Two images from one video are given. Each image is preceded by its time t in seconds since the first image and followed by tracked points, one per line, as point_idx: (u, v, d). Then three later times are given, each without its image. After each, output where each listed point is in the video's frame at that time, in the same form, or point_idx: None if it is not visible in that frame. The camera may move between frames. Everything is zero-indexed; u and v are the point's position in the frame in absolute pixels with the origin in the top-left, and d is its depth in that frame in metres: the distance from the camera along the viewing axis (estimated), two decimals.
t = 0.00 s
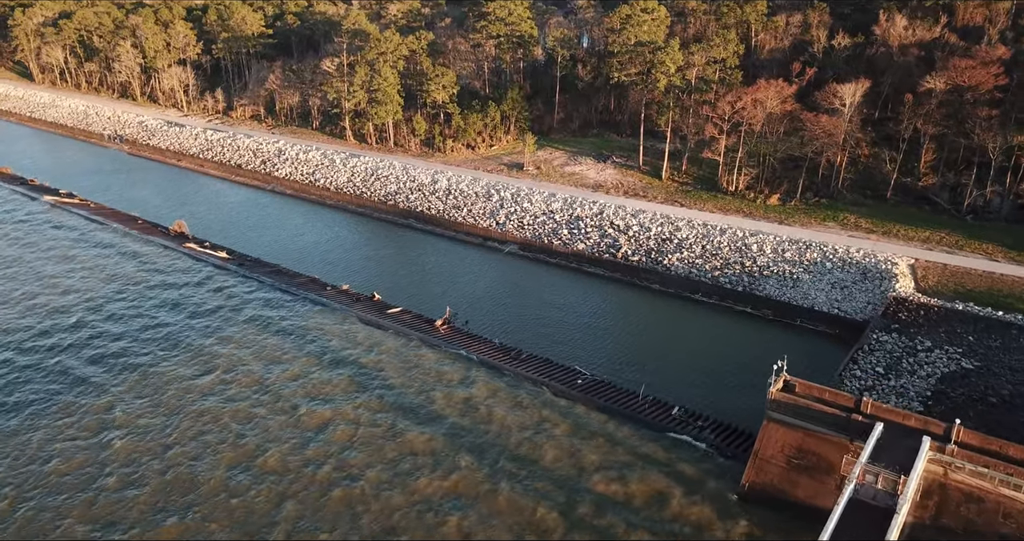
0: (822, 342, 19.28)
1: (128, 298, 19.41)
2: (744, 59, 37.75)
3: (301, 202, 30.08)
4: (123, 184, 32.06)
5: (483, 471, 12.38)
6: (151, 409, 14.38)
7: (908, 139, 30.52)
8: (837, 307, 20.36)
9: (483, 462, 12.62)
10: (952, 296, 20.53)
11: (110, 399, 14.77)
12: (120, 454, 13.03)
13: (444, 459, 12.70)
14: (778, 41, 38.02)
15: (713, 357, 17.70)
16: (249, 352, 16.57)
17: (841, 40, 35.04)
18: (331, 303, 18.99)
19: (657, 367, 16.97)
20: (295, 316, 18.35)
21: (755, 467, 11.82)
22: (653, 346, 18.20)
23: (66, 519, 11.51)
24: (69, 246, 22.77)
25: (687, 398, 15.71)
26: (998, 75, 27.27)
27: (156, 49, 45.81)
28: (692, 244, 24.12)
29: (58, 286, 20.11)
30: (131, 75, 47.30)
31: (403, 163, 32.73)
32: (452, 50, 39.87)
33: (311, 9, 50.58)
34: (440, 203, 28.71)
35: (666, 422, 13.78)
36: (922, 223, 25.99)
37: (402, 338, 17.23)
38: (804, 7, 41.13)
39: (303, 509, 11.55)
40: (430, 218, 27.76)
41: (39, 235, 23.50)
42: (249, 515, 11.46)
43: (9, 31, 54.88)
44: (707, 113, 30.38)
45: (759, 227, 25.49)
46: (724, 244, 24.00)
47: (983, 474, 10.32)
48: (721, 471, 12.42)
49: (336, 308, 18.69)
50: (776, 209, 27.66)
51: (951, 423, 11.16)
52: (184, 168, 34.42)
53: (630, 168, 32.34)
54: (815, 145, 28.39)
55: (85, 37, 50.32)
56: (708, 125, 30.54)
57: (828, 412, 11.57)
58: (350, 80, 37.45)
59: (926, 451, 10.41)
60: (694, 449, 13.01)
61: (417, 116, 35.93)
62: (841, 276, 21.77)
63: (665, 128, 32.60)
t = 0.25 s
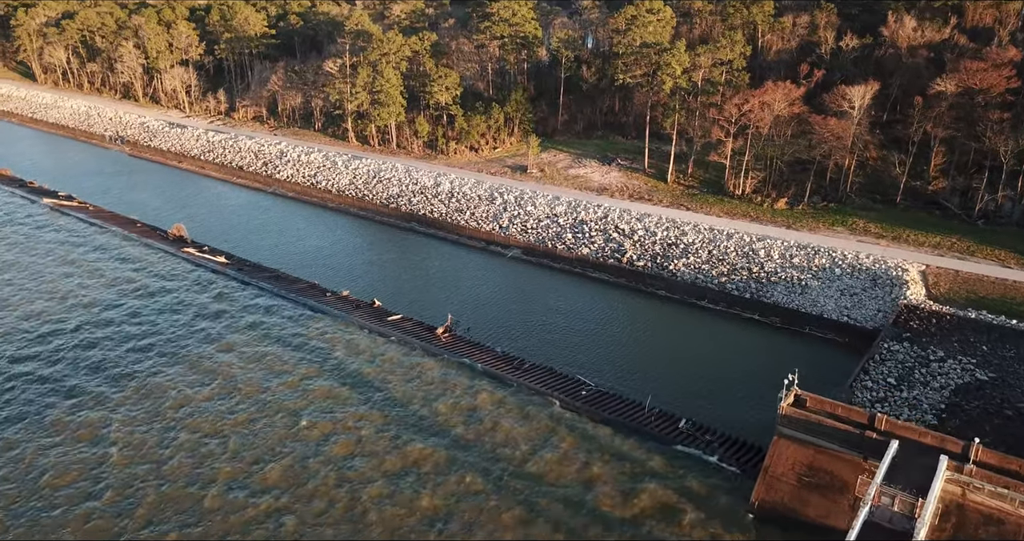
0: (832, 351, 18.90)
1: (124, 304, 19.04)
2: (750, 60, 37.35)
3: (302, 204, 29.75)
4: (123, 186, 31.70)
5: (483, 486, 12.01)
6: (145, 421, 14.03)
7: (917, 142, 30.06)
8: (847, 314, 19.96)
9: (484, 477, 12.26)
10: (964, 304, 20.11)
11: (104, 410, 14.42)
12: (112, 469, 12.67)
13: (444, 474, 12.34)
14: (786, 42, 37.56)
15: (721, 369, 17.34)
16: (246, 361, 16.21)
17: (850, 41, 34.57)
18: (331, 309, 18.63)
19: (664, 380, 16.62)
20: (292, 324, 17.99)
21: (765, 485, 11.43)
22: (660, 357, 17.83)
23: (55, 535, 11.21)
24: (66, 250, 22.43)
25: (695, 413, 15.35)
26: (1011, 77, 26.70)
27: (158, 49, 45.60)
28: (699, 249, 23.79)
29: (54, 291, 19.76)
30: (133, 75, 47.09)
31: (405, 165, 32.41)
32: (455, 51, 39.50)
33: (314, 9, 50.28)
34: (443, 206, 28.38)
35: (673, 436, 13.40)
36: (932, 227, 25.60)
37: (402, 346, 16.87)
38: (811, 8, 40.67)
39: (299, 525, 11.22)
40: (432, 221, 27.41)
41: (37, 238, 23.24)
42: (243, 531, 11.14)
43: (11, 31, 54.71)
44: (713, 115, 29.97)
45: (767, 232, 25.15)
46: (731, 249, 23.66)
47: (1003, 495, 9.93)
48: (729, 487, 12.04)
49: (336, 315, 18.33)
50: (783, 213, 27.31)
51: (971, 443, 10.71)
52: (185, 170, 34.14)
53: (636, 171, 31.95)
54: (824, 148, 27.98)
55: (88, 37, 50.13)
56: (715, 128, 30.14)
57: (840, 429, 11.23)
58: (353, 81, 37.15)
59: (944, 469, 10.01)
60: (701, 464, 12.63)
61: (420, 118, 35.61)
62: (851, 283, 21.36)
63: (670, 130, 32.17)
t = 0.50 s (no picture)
0: (841, 361, 18.55)
1: (119, 310, 18.65)
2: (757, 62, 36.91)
3: (303, 206, 29.38)
4: (124, 186, 31.30)
5: (483, 502, 11.64)
6: (137, 432, 13.64)
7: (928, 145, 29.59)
8: (857, 323, 19.58)
9: (484, 492, 11.89)
10: (977, 312, 19.66)
11: (95, 421, 14.05)
12: (101, 484, 12.28)
13: (443, 489, 11.97)
14: (793, 43, 37.09)
15: (730, 381, 16.95)
16: (242, 369, 15.82)
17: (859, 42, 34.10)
18: (330, 316, 18.28)
19: (672, 392, 16.24)
20: (290, 332, 17.64)
21: (776, 504, 10.94)
22: (668, 367, 17.45)
23: None
24: (63, 254, 22.09)
25: (703, 428, 14.98)
26: None
27: (161, 50, 45.41)
28: (706, 255, 23.49)
29: (48, 297, 19.37)
30: (136, 76, 46.91)
31: (408, 168, 32.09)
32: (460, 51, 39.19)
33: (318, 9, 49.99)
34: (446, 209, 28.04)
35: (680, 451, 13.06)
36: (943, 233, 25.17)
37: (403, 355, 16.53)
38: (818, 9, 40.19)
39: None
40: (435, 225, 27.05)
41: (34, 241, 22.97)
42: None
43: (15, 31, 54.62)
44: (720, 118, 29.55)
45: (775, 237, 24.82)
46: (738, 255, 23.38)
47: None
48: (737, 505, 11.64)
49: (336, 322, 17.99)
50: (792, 218, 26.95)
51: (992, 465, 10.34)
52: (186, 172, 33.87)
53: (641, 174, 31.56)
54: (832, 152, 27.56)
55: (91, 38, 49.98)
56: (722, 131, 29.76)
57: (855, 447, 10.98)
58: (356, 82, 36.84)
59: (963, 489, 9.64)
60: (709, 480, 12.25)
61: (423, 119, 35.29)
62: (861, 290, 20.96)
63: (677, 133, 31.76)
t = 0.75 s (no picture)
0: (853, 372, 18.16)
1: (116, 316, 18.35)
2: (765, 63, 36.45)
3: (305, 209, 29.05)
4: (125, 188, 30.97)
5: (484, 521, 11.31)
6: (131, 445, 13.30)
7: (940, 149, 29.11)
8: (868, 331, 19.18)
9: (486, 510, 11.55)
10: (992, 321, 19.22)
11: (88, 433, 13.71)
12: (93, 500, 11.94)
13: (443, 506, 11.64)
14: (802, 44, 36.58)
15: (742, 396, 16.64)
16: (239, 378, 15.47)
17: (868, 43, 33.63)
18: (329, 324, 17.92)
19: (682, 409, 15.94)
20: (289, 339, 17.30)
21: (789, 521, 10.31)
22: (677, 381, 17.15)
23: None
24: (61, 259, 21.78)
25: (714, 447, 14.69)
26: None
27: (164, 50, 45.21)
28: (713, 261, 23.19)
29: (44, 302, 19.05)
30: (139, 76, 46.72)
31: (411, 170, 31.76)
32: (464, 53, 38.87)
33: (322, 9, 49.69)
34: (450, 213, 27.70)
35: (688, 467, 12.68)
36: (955, 238, 24.73)
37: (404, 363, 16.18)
38: (827, 10, 39.68)
39: None
40: (438, 229, 26.68)
41: (32, 245, 22.70)
42: None
43: (19, 31, 54.49)
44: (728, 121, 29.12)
45: (784, 242, 24.47)
46: (747, 261, 23.06)
47: None
48: (747, 525, 11.25)
49: (335, 330, 17.64)
50: (801, 222, 26.58)
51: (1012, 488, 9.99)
52: (188, 173, 33.60)
53: (648, 177, 31.17)
54: (842, 155, 27.15)
55: (94, 38, 49.81)
56: (729, 134, 29.35)
57: (871, 467, 10.58)
58: (360, 83, 36.53)
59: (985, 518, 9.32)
60: (718, 498, 11.87)
61: (427, 121, 34.96)
62: (872, 297, 20.54)
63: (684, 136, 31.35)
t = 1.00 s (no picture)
0: (866, 383, 17.76)
1: (113, 323, 18.04)
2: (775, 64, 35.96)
3: (309, 211, 28.74)
4: (127, 190, 30.69)
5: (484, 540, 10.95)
6: (125, 458, 12.97)
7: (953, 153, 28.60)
8: (881, 341, 18.75)
9: (487, 529, 11.20)
10: (1009, 331, 18.74)
11: (82, 445, 13.39)
12: (85, 516, 11.61)
13: (442, 524, 11.29)
14: (812, 46, 36.12)
15: (756, 410, 16.31)
16: (238, 389, 15.14)
17: (880, 45, 33.13)
18: (329, 331, 17.59)
19: (695, 424, 15.61)
20: (288, 347, 16.98)
21: None
22: (689, 394, 16.81)
23: None
24: (60, 263, 21.51)
25: (729, 465, 14.35)
26: None
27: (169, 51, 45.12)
28: (722, 266, 22.81)
29: (41, 308, 18.77)
30: (144, 77, 46.61)
31: (416, 172, 31.44)
32: (470, 54, 38.59)
33: (328, 9, 49.45)
34: (454, 216, 27.37)
35: (698, 484, 12.32)
36: (969, 244, 24.26)
37: (405, 372, 15.84)
38: (838, 11, 39.13)
39: None
40: (442, 232, 26.33)
41: (31, 248, 22.44)
42: None
43: (25, 31, 54.51)
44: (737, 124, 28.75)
45: (794, 248, 24.05)
46: (756, 267, 22.67)
47: None
48: None
49: (336, 338, 17.31)
50: (811, 227, 26.17)
51: None
52: (191, 175, 33.35)
53: (655, 180, 30.75)
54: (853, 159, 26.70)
55: (99, 38, 49.75)
56: (739, 137, 28.94)
57: (888, 491, 10.14)
58: (364, 84, 36.24)
59: None
60: (728, 518, 11.49)
61: (432, 123, 34.65)
62: (885, 305, 20.10)
63: (692, 138, 30.91)
